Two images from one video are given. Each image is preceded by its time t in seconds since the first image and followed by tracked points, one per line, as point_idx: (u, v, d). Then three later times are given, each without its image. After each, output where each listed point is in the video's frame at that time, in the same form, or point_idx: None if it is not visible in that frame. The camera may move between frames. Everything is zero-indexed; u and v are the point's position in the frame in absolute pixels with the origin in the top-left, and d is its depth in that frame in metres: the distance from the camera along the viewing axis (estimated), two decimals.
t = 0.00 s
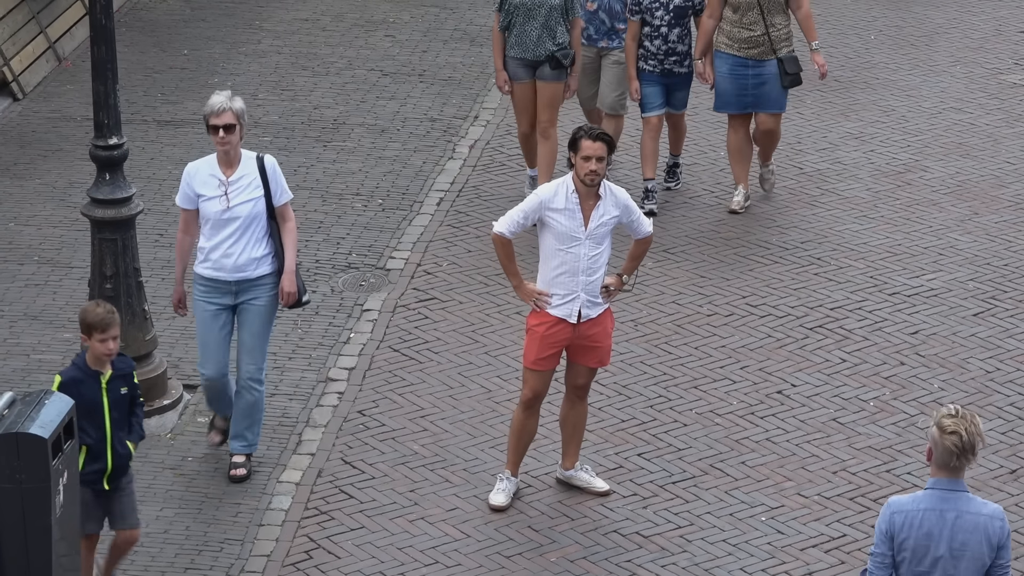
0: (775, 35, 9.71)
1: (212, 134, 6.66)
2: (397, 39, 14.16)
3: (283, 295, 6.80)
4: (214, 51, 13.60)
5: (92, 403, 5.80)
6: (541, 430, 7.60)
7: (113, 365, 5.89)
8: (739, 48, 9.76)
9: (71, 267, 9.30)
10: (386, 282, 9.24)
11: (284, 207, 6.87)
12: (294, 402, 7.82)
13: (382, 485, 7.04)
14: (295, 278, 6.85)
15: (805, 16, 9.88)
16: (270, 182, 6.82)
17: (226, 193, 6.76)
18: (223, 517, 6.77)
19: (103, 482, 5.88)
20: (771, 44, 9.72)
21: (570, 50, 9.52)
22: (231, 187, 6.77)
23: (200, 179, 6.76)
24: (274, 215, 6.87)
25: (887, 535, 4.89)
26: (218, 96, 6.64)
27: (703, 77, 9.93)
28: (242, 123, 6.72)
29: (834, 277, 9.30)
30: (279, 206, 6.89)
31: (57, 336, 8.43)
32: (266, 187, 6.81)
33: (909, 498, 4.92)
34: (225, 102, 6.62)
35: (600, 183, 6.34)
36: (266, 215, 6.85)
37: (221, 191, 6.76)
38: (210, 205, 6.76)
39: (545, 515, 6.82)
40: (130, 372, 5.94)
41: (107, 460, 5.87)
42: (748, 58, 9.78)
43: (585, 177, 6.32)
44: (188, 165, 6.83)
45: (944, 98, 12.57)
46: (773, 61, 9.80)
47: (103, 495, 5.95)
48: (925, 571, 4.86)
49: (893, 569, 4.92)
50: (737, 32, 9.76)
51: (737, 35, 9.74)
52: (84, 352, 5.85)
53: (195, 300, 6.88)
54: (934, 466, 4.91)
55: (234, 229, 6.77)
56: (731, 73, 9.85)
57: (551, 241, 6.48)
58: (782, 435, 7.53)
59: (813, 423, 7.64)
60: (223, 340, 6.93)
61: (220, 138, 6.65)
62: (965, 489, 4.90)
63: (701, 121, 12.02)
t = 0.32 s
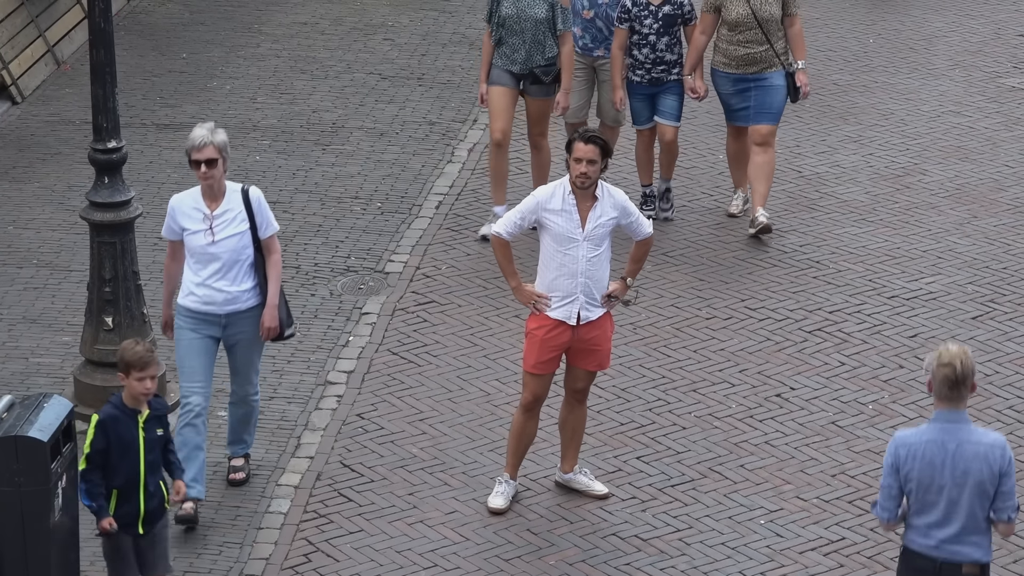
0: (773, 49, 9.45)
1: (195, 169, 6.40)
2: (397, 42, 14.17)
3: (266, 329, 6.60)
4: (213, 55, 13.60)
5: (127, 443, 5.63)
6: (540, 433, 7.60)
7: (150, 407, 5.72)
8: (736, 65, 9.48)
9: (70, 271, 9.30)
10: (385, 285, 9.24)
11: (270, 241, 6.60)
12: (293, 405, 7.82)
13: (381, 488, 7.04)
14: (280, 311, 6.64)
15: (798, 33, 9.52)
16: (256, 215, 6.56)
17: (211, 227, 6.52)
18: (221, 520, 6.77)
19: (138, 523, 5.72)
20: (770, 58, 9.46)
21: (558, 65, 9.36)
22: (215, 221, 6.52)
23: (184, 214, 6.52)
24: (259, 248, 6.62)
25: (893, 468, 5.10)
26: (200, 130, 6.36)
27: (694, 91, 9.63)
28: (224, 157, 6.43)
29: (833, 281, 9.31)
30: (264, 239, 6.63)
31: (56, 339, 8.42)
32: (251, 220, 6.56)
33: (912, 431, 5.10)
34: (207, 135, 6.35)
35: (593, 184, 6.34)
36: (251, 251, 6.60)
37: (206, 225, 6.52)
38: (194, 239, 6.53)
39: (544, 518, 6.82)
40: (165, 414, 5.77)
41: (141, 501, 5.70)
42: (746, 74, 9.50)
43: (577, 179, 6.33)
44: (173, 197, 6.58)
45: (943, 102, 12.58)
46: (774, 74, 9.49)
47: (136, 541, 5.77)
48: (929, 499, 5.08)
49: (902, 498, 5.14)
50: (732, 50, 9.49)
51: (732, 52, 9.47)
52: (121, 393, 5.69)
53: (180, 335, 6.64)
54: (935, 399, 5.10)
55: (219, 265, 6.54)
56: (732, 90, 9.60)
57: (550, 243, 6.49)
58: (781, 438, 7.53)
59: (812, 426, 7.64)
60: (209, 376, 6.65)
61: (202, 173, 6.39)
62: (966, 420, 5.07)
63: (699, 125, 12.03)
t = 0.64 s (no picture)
0: (780, 61, 9.24)
1: (178, 197, 6.09)
2: (399, 45, 14.18)
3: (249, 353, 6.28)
4: (215, 57, 13.61)
5: (148, 486, 5.34)
6: (542, 436, 7.60)
7: (175, 448, 5.39)
8: (742, 79, 9.29)
9: (72, 273, 9.31)
10: (387, 288, 9.25)
11: (254, 264, 6.34)
12: (295, 408, 7.83)
13: (383, 491, 7.04)
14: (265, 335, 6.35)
15: (809, 47, 9.35)
16: (241, 238, 6.29)
17: (197, 251, 6.23)
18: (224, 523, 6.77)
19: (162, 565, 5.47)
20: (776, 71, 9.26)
21: (535, 80, 9.23)
22: (200, 245, 6.23)
23: (168, 240, 6.22)
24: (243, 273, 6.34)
25: (915, 420, 5.32)
26: (180, 155, 6.03)
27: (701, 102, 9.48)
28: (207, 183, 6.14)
29: (834, 283, 9.31)
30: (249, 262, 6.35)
31: (58, 342, 8.43)
32: (236, 243, 6.29)
33: (937, 386, 5.31)
34: (188, 162, 6.02)
35: (591, 186, 6.34)
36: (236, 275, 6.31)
37: (191, 250, 6.23)
38: (179, 265, 6.23)
39: (547, 521, 6.82)
40: (192, 455, 5.44)
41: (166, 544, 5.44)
42: (751, 88, 9.30)
43: (575, 181, 6.32)
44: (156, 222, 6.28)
45: (945, 105, 12.58)
46: (780, 88, 9.29)
47: None
48: (947, 454, 5.26)
49: (922, 450, 5.36)
50: (739, 63, 9.28)
51: (738, 65, 9.27)
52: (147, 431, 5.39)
53: (167, 364, 6.35)
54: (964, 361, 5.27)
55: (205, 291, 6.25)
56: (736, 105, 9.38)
57: (551, 247, 6.49)
58: (783, 441, 7.53)
59: (814, 429, 7.64)
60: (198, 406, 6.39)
61: (186, 202, 6.10)
62: (992, 382, 5.23)
63: (701, 129, 12.03)
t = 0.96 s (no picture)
0: (775, 71, 9.05)
1: (172, 228, 5.83)
2: (398, 44, 14.18)
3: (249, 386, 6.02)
4: (214, 56, 13.61)
5: (160, 517, 5.33)
6: (540, 434, 7.60)
7: (188, 481, 5.40)
8: (737, 82, 9.12)
9: (71, 272, 9.31)
10: (386, 286, 9.24)
11: (249, 293, 6.06)
12: (293, 406, 7.82)
13: (381, 489, 7.04)
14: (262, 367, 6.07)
15: (808, 54, 9.02)
16: (235, 267, 6.00)
17: (189, 282, 5.95)
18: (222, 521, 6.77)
19: None
20: (772, 79, 9.07)
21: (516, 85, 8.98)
22: (194, 275, 5.96)
23: (160, 270, 5.94)
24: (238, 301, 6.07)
25: (942, 346, 5.68)
26: (174, 185, 5.78)
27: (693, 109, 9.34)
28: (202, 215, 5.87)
29: (833, 282, 9.30)
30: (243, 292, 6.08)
31: (57, 340, 8.42)
32: (230, 274, 6.01)
33: (963, 315, 5.68)
34: (182, 191, 5.76)
35: (589, 183, 6.35)
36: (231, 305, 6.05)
37: (184, 280, 5.94)
38: (172, 296, 5.95)
39: (545, 519, 6.82)
40: (206, 486, 5.44)
41: None
42: (747, 93, 9.13)
43: (574, 178, 6.33)
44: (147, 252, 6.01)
45: (944, 103, 12.58)
46: (773, 97, 9.12)
47: None
48: (972, 379, 5.64)
49: (949, 376, 5.73)
50: (736, 67, 9.12)
51: (736, 69, 9.09)
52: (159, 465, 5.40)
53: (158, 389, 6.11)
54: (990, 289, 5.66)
55: (199, 324, 5.98)
56: (729, 107, 9.20)
57: (547, 246, 6.48)
58: (782, 439, 7.53)
59: (813, 427, 7.64)
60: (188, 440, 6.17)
61: (181, 233, 5.82)
62: (1016, 308, 5.62)
63: (700, 128, 12.03)
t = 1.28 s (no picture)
0: (769, 87, 8.86)
1: (177, 253, 5.62)
2: (397, 42, 14.18)
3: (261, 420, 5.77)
4: (214, 54, 13.60)
5: (175, 564, 5.12)
6: (540, 433, 7.60)
7: (207, 529, 5.17)
8: (731, 100, 8.94)
9: (71, 270, 9.30)
10: (386, 285, 9.24)
11: (256, 325, 5.83)
12: (293, 405, 7.82)
13: (381, 488, 7.04)
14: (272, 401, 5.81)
15: (798, 70, 8.80)
16: (242, 298, 5.77)
17: (195, 312, 5.70)
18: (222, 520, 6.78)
19: None
20: (766, 96, 8.89)
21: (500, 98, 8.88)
22: (199, 305, 5.71)
23: (164, 298, 5.70)
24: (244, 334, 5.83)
25: (955, 312, 5.86)
26: (180, 210, 5.61)
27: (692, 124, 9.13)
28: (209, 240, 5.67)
29: (833, 280, 9.30)
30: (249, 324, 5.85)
31: (57, 339, 8.42)
32: (237, 305, 5.76)
33: (972, 281, 5.85)
34: (189, 216, 5.59)
35: (587, 182, 6.36)
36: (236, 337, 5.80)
37: (189, 309, 5.70)
38: (176, 325, 5.69)
39: (545, 518, 6.82)
40: (226, 538, 5.20)
41: None
42: (741, 111, 8.95)
43: (572, 176, 6.35)
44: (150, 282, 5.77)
45: (944, 101, 12.57)
46: (766, 116, 8.96)
47: None
48: (986, 341, 5.81)
49: (964, 339, 5.89)
50: (730, 83, 8.93)
51: (730, 86, 8.91)
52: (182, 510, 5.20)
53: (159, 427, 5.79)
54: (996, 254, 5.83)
55: (204, 354, 5.71)
56: (723, 126, 9.03)
57: (545, 247, 6.49)
58: (782, 437, 7.53)
59: (813, 426, 7.64)
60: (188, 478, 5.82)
61: (186, 258, 5.60)
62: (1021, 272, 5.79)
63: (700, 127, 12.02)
